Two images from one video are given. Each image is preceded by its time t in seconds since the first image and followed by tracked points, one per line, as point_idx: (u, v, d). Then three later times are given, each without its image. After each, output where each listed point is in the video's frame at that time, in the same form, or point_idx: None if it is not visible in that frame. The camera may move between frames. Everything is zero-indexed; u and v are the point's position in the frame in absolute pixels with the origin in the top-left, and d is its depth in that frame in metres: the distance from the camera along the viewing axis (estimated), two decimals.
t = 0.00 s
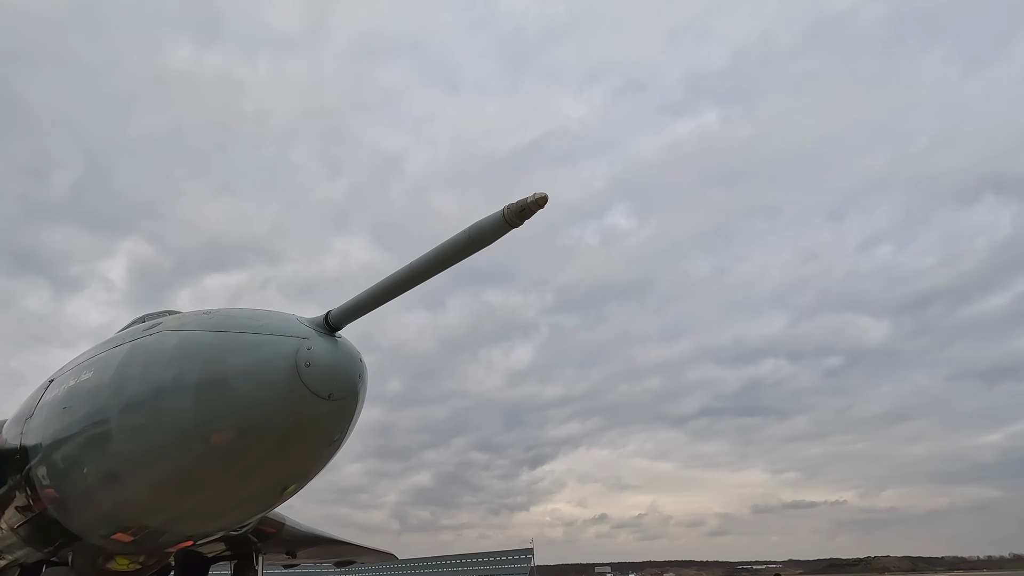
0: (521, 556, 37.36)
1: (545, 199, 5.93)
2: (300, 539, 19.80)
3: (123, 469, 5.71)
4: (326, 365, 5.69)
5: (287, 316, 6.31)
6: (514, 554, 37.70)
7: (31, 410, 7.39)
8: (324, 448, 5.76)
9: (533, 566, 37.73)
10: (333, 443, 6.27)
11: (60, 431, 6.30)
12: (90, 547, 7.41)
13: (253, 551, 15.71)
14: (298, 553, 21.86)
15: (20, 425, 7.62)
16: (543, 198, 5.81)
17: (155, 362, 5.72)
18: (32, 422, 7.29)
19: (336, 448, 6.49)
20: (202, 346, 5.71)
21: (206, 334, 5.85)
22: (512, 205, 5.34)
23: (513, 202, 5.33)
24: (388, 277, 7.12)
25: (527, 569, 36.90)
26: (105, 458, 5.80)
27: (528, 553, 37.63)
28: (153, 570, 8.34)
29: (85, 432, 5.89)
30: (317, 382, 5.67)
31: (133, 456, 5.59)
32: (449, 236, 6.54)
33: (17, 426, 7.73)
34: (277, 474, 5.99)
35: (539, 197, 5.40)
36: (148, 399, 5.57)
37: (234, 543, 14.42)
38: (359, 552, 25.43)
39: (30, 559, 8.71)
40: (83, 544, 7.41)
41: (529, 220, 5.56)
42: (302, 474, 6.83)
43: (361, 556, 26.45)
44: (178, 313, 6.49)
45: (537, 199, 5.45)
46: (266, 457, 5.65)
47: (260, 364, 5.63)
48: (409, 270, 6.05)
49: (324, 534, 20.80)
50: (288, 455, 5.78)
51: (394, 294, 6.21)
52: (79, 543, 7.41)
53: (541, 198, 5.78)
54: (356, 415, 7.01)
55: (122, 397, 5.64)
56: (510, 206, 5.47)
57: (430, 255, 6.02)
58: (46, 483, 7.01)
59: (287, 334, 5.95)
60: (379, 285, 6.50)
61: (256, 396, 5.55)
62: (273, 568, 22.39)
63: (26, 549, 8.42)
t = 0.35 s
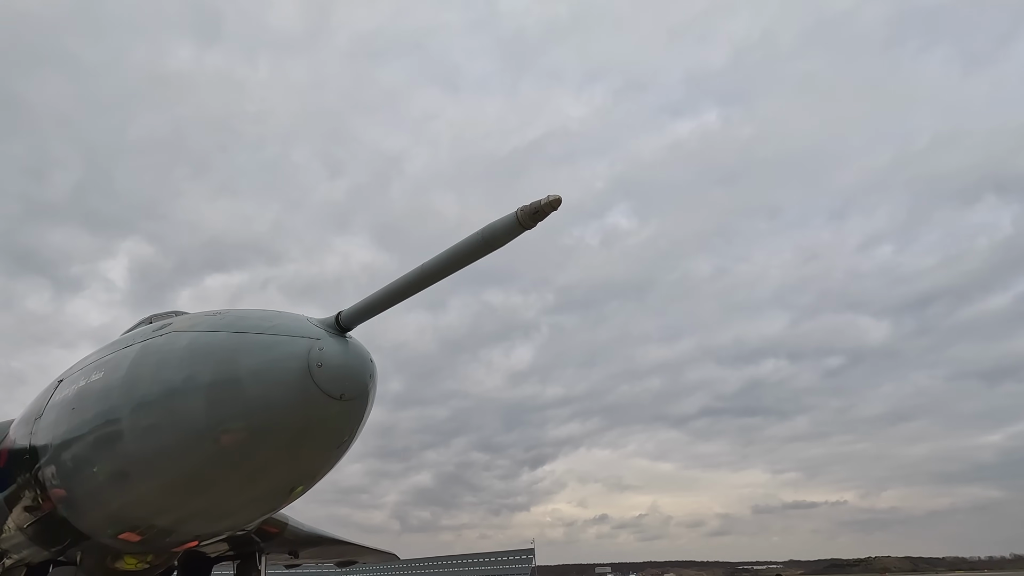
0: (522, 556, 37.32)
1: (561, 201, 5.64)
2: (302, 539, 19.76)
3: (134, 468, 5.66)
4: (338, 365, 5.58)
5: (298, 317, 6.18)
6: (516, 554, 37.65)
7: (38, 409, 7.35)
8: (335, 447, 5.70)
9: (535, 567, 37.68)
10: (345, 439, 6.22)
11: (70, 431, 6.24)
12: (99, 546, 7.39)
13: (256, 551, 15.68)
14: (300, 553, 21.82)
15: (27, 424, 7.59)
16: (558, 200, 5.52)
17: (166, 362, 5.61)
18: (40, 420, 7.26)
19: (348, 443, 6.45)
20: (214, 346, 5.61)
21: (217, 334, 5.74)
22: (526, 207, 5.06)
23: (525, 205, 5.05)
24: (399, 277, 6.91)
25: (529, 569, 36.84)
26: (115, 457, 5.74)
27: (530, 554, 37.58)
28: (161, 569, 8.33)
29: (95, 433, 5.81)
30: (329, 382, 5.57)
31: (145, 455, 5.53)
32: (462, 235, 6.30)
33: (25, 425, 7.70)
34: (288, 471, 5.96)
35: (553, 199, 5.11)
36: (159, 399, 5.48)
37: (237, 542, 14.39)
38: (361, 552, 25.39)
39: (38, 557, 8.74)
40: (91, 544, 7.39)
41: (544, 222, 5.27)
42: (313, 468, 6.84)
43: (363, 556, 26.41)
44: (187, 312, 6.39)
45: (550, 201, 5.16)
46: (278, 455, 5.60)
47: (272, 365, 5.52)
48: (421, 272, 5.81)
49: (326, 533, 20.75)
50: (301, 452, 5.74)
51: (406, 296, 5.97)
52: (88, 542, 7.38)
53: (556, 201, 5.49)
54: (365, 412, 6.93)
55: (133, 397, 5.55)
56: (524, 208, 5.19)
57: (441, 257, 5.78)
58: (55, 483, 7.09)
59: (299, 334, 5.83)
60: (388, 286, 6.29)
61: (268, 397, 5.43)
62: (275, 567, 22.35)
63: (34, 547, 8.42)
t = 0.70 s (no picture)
0: (523, 556, 37.32)
1: (577, 201, 5.53)
2: (303, 539, 19.76)
3: (146, 469, 5.64)
4: (351, 365, 5.55)
5: (309, 317, 6.15)
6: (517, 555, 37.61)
7: (47, 408, 7.33)
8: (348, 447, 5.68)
9: (536, 567, 37.66)
10: (356, 438, 6.19)
11: (80, 431, 6.23)
12: (107, 545, 7.38)
13: (259, 551, 15.68)
14: (302, 553, 21.82)
15: (36, 423, 7.58)
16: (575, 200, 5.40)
17: (177, 362, 5.59)
18: (49, 420, 7.24)
19: (358, 442, 6.42)
20: (226, 346, 5.59)
21: (229, 334, 5.71)
22: (543, 209, 4.97)
23: (541, 205, 4.94)
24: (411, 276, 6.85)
25: (529, 569, 36.82)
26: (127, 457, 5.72)
27: (531, 554, 37.57)
28: (168, 569, 8.32)
29: (107, 433, 5.79)
30: (342, 382, 5.54)
31: (157, 455, 5.52)
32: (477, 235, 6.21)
33: (33, 425, 7.69)
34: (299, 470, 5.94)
35: (569, 199, 5.00)
36: (171, 399, 5.47)
37: (240, 542, 14.40)
38: (362, 552, 25.39)
39: (44, 556, 8.74)
40: (99, 544, 7.39)
41: (561, 223, 5.16)
42: (323, 467, 6.81)
43: (364, 556, 26.41)
44: (198, 313, 6.36)
45: (565, 201, 5.05)
46: (290, 454, 5.59)
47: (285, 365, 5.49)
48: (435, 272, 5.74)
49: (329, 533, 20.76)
50: (313, 451, 5.72)
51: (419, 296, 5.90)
52: (96, 541, 7.37)
53: (572, 201, 5.38)
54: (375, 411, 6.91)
55: (145, 397, 5.53)
56: (541, 209, 5.10)
57: (455, 257, 5.69)
58: (64, 482, 7.09)
59: (311, 334, 5.79)
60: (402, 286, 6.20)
61: (281, 396, 5.41)
62: (276, 567, 22.35)
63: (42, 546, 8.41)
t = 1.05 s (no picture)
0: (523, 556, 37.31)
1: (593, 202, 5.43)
2: (304, 539, 19.73)
3: (156, 468, 5.62)
4: (362, 364, 5.50)
5: (319, 316, 6.10)
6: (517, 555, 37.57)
7: (54, 408, 7.31)
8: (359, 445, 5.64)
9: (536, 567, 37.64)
10: (365, 437, 6.16)
11: (88, 430, 6.21)
12: (113, 544, 7.36)
13: (260, 551, 15.64)
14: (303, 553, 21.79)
15: (42, 423, 7.56)
16: (591, 200, 5.30)
17: (188, 361, 5.57)
18: (55, 420, 7.22)
19: (367, 441, 6.39)
20: (237, 346, 5.56)
21: (239, 334, 5.67)
22: (558, 208, 4.84)
23: (556, 205, 4.82)
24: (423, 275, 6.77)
25: (529, 569, 36.79)
26: (137, 457, 5.70)
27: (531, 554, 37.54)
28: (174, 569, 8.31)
29: (115, 433, 5.76)
30: (353, 381, 5.50)
31: (167, 455, 5.50)
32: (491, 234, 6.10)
33: (39, 424, 7.67)
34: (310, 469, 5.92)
35: (584, 200, 4.90)
36: (182, 398, 5.44)
37: (241, 542, 14.37)
38: (362, 552, 25.35)
39: (49, 556, 8.73)
40: (105, 543, 7.37)
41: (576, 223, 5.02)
42: (330, 467, 6.79)
43: (365, 556, 26.38)
44: (207, 312, 6.33)
45: (581, 202, 4.95)
46: (301, 453, 5.56)
47: (296, 364, 5.45)
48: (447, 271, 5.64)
49: (330, 534, 20.72)
50: (323, 450, 5.69)
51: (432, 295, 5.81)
52: (102, 541, 7.35)
53: (588, 201, 5.28)
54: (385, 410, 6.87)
55: (155, 397, 5.51)
56: (556, 208, 4.96)
57: (468, 257, 5.60)
58: (70, 482, 7.07)
59: (322, 333, 5.74)
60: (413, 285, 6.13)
61: (292, 396, 5.37)
62: (277, 567, 22.33)
63: (47, 545, 8.40)
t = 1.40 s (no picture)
0: (524, 556, 37.29)
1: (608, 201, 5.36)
2: (304, 539, 19.68)
3: (165, 468, 5.58)
4: (374, 364, 5.45)
5: (328, 315, 6.05)
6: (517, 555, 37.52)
7: (59, 408, 7.26)
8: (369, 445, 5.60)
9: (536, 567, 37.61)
10: (375, 436, 6.12)
11: (95, 430, 6.16)
12: (118, 544, 7.32)
13: (261, 551, 15.59)
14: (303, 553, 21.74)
15: (46, 423, 7.51)
16: (606, 199, 5.23)
17: (197, 361, 5.52)
18: (60, 419, 7.18)
19: (376, 441, 6.35)
20: (246, 346, 5.51)
21: (248, 333, 5.62)
22: (572, 207, 4.71)
23: (570, 204, 4.69)
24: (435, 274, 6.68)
25: (529, 570, 36.73)
26: (145, 457, 5.66)
27: (531, 554, 37.51)
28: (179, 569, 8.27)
29: (123, 433, 5.72)
30: (365, 380, 5.45)
31: (176, 454, 5.46)
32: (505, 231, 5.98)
33: (43, 424, 7.62)
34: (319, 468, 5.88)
35: (600, 199, 4.83)
36: (191, 398, 5.40)
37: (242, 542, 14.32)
38: (363, 552, 25.31)
39: (52, 556, 8.70)
40: (110, 543, 7.33)
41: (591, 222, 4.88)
42: (338, 467, 6.74)
43: (365, 556, 26.32)
44: (215, 312, 6.28)
45: (597, 201, 4.87)
46: (312, 452, 5.52)
47: (307, 363, 5.41)
48: (460, 271, 5.54)
49: (332, 534, 20.65)
50: (333, 449, 5.65)
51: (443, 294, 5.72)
52: (107, 541, 7.31)
53: (603, 200, 5.22)
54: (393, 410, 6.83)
55: (165, 396, 5.47)
56: (571, 206, 4.83)
57: (481, 256, 5.53)
58: (75, 482, 7.02)
59: (332, 333, 5.70)
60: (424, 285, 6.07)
61: (304, 395, 5.33)
62: (277, 567, 22.27)
63: (51, 545, 8.36)
